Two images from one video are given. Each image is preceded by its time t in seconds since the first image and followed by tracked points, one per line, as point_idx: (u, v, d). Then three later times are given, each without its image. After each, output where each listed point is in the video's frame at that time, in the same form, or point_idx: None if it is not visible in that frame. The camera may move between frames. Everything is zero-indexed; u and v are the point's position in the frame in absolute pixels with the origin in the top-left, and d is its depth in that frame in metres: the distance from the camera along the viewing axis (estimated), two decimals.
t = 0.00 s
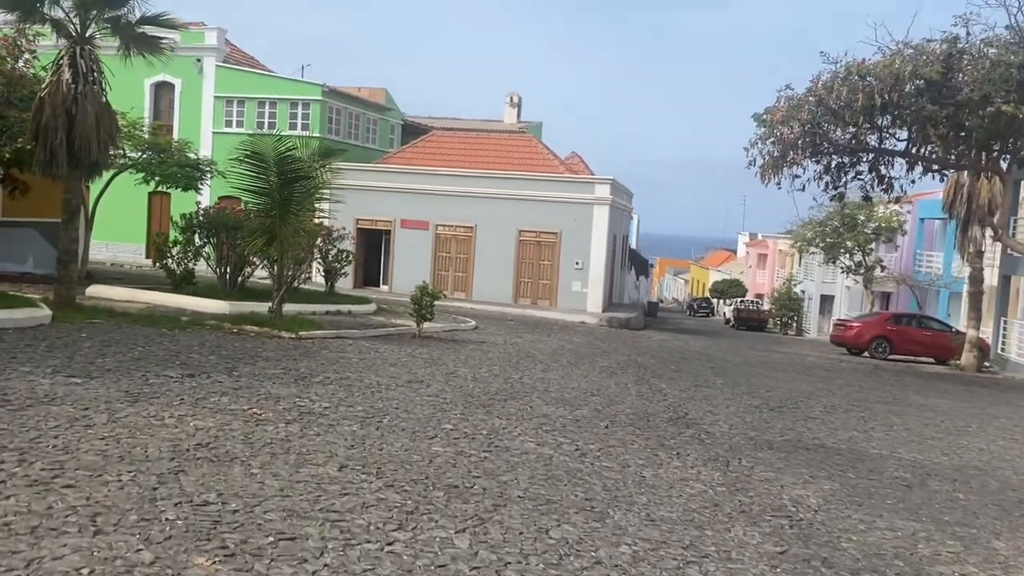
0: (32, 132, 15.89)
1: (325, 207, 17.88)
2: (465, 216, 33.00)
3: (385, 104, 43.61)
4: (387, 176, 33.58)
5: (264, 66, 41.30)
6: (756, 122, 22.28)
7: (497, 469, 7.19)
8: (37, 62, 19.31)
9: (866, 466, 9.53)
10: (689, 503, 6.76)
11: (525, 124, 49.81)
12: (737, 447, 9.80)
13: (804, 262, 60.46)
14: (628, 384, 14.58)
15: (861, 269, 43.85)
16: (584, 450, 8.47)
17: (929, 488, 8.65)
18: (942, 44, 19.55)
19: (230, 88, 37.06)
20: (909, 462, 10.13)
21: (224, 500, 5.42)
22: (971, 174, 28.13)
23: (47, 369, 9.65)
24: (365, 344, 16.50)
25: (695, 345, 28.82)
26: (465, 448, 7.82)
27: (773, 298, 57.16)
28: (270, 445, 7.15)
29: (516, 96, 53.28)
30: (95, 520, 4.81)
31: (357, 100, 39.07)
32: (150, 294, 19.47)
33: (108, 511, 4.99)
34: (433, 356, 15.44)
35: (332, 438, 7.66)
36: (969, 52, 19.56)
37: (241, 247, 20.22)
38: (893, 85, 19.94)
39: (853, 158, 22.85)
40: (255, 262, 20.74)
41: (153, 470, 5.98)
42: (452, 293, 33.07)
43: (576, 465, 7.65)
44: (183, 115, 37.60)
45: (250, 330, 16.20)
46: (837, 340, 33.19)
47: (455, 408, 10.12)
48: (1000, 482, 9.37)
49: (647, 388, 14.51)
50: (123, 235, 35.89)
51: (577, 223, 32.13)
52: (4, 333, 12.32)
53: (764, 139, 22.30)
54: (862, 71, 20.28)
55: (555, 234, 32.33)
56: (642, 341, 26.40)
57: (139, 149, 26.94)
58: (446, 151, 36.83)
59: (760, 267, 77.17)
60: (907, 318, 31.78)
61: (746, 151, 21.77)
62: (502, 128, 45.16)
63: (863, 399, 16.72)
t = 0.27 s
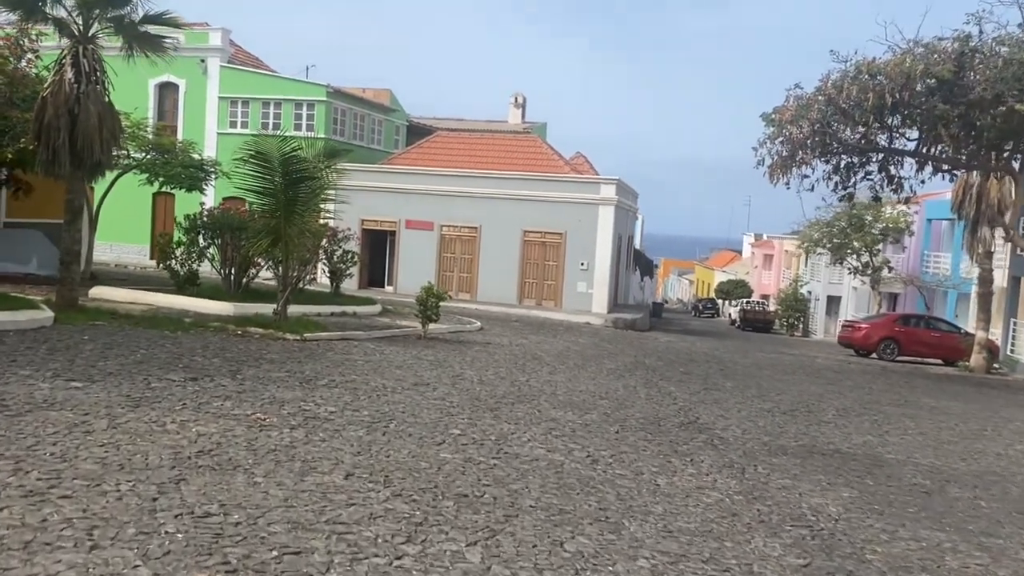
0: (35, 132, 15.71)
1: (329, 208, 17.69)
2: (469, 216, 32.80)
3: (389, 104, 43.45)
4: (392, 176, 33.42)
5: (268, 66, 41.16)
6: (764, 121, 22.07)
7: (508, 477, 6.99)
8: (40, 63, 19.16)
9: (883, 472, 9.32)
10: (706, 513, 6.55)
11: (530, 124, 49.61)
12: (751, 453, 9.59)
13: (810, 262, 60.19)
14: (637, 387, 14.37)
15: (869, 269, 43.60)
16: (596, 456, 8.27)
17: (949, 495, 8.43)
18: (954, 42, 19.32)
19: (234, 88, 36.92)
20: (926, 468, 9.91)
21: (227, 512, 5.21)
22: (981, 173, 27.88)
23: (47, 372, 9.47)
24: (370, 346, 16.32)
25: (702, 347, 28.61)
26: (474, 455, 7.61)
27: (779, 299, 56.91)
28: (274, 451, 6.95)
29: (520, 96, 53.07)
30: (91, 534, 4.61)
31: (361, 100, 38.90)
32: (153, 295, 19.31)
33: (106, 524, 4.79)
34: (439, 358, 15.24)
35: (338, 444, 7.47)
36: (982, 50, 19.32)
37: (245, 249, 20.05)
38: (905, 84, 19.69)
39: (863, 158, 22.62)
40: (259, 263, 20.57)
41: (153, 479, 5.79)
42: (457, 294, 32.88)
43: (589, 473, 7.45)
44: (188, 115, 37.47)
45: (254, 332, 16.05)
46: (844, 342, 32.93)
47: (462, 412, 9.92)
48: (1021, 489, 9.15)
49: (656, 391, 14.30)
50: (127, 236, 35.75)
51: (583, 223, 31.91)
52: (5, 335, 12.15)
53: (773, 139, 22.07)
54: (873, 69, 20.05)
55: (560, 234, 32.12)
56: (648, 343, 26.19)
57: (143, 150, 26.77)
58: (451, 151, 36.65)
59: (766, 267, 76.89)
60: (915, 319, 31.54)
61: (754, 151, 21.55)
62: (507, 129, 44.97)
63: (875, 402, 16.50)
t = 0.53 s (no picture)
0: (34, 130, 15.51)
1: (333, 207, 17.47)
2: (473, 216, 32.56)
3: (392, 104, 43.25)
4: (394, 176, 33.20)
5: (271, 66, 40.97)
6: (772, 119, 21.84)
7: (517, 484, 6.76)
8: (40, 62, 18.96)
9: (901, 477, 9.05)
10: (723, 522, 6.31)
11: (534, 123, 49.36)
12: (765, 458, 9.34)
13: (816, 262, 59.88)
14: (645, 389, 14.12)
15: (875, 269, 43.33)
16: (607, 461, 8.03)
17: (971, 502, 8.17)
18: (966, 38, 19.05)
19: (237, 88, 36.73)
20: (946, 472, 9.65)
21: (225, 523, 4.98)
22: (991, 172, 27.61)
23: (45, 375, 9.26)
24: (374, 347, 16.08)
25: (708, 348, 28.36)
26: (482, 461, 7.38)
27: (784, 299, 56.62)
28: (275, 457, 6.72)
29: (524, 95, 52.86)
30: (82, 549, 4.37)
31: (364, 99, 38.70)
32: (155, 296, 19.11)
33: (98, 536, 4.56)
34: (443, 360, 15.00)
35: (341, 450, 7.23)
36: (994, 46, 19.05)
37: (248, 249, 19.85)
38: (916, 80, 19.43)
39: (872, 156, 22.36)
40: (261, 264, 20.36)
41: (149, 488, 5.55)
42: (460, 294, 32.65)
43: (601, 480, 7.21)
44: (190, 115, 37.29)
45: (257, 332, 15.83)
46: (852, 342, 32.66)
47: (469, 416, 9.69)
48: None
49: (665, 393, 14.07)
50: (130, 237, 35.56)
51: (587, 223, 31.66)
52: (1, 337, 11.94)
53: (781, 137, 21.83)
54: (883, 66, 19.80)
55: (564, 234, 31.86)
56: (654, 344, 25.95)
57: (145, 149, 26.57)
58: (454, 151, 36.42)
59: (771, 268, 76.60)
60: (923, 319, 31.26)
61: (762, 149, 21.29)
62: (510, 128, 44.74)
63: (886, 404, 16.25)
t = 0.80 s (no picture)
0: (31, 129, 15.31)
1: (334, 207, 17.25)
2: (476, 216, 32.33)
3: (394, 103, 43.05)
4: (396, 176, 32.98)
5: (273, 65, 40.77)
6: (779, 117, 21.60)
7: (526, 492, 6.54)
8: (39, 60, 18.77)
9: (919, 482, 8.81)
10: (741, 532, 6.08)
11: (537, 123, 49.12)
12: (778, 463, 9.10)
13: (820, 262, 59.57)
14: (652, 391, 13.89)
15: (880, 269, 43.08)
16: (618, 467, 7.80)
17: (994, 508, 7.93)
18: (976, 34, 18.81)
19: (238, 87, 36.56)
20: (964, 477, 9.41)
21: (224, 536, 4.76)
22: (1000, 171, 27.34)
23: (41, 378, 9.05)
24: (377, 349, 15.86)
25: (713, 348, 28.13)
26: (488, 467, 7.16)
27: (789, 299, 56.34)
28: (276, 465, 6.50)
29: (527, 94, 52.61)
30: (72, 566, 4.15)
31: (366, 99, 38.49)
32: (155, 297, 18.92)
33: (89, 552, 4.34)
34: (447, 361, 14.78)
35: (344, 456, 7.00)
36: (1006, 41, 18.80)
37: (248, 249, 19.65)
38: (926, 77, 19.16)
39: (879, 155, 22.12)
40: (263, 264, 20.16)
41: (145, 499, 5.34)
42: (463, 295, 32.42)
43: (613, 487, 6.99)
44: (191, 115, 37.12)
45: (258, 334, 15.62)
46: (858, 342, 32.39)
47: (474, 420, 9.47)
48: None
49: (673, 394, 13.84)
50: (130, 237, 35.38)
51: (591, 223, 31.42)
52: None
53: (788, 135, 21.60)
54: (892, 63, 19.55)
55: (568, 234, 31.62)
56: (659, 344, 25.71)
57: (145, 149, 26.36)
58: (456, 150, 36.19)
59: (775, 267, 76.29)
60: (931, 318, 31.00)
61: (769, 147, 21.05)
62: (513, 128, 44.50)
63: (896, 406, 16.01)
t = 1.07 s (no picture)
0: (26, 126, 15.06)
1: (333, 205, 17.01)
2: (475, 215, 32.12)
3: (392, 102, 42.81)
4: (395, 175, 32.75)
5: (270, 64, 40.52)
6: (781, 115, 21.42)
7: (534, 497, 6.34)
8: (34, 58, 18.52)
9: (931, 485, 8.63)
10: (757, 538, 5.89)
11: (535, 121, 48.91)
12: (788, 465, 8.91)
13: (819, 261, 59.44)
14: (656, 392, 13.68)
15: (880, 268, 42.95)
16: (626, 470, 7.60)
17: (1011, 512, 7.75)
18: (981, 30, 18.63)
19: (235, 86, 36.31)
20: (977, 480, 9.23)
21: (221, 548, 4.54)
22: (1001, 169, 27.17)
23: (34, 381, 8.83)
24: (377, 349, 15.66)
25: (714, 348, 27.96)
26: (494, 472, 6.95)
27: (787, 298, 56.21)
28: (275, 470, 6.29)
29: (525, 93, 52.38)
30: None
31: (364, 97, 38.25)
32: (151, 297, 18.68)
33: (80, 565, 4.13)
34: (448, 362, 14.59)
35: (346, 460, 6.80)
36: (1011, 38, 18.63)
37: (246, 249, 19.42)
38: (930, 74, 18.98)
39: (882, 153, 21.95)
40: (260, 263, 19.92)
41: (139, 507, 5.12)
42: (462, 295, 32.21)
43: (622, 492, 6.79)
44: (188, 114, 36.86)
45: (256, 334, 15.41)
46: (859, 341, 32.23)
47: (478, 422, 9.26)
48: None
49: (677, 395, 13.65)
50: (127, 237, 35.13)
51: (590, 222, 31.22)
52: None
53: (790, 133, 21.42)
54: (896, 60, 19.35)
55: (567, 233, 31.43)
56: (659, 344, 25.53)
57: (141, 148, 26.10)
58: (455, 149, 35.96)
59: (773, 266, 76.19)
60: (931, 318, 30.85)
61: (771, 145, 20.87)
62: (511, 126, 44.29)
63: (901, 406, 15.84)
